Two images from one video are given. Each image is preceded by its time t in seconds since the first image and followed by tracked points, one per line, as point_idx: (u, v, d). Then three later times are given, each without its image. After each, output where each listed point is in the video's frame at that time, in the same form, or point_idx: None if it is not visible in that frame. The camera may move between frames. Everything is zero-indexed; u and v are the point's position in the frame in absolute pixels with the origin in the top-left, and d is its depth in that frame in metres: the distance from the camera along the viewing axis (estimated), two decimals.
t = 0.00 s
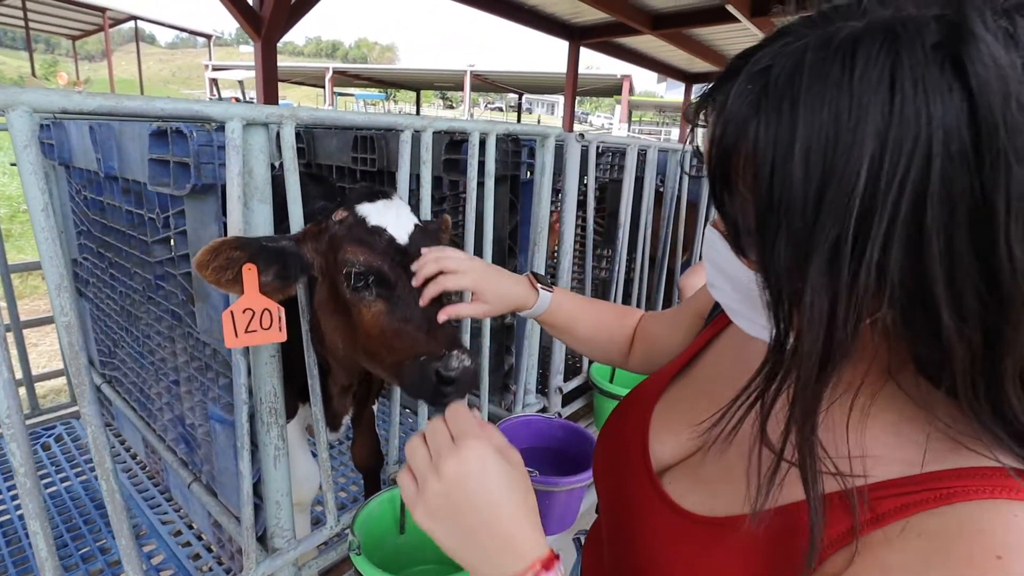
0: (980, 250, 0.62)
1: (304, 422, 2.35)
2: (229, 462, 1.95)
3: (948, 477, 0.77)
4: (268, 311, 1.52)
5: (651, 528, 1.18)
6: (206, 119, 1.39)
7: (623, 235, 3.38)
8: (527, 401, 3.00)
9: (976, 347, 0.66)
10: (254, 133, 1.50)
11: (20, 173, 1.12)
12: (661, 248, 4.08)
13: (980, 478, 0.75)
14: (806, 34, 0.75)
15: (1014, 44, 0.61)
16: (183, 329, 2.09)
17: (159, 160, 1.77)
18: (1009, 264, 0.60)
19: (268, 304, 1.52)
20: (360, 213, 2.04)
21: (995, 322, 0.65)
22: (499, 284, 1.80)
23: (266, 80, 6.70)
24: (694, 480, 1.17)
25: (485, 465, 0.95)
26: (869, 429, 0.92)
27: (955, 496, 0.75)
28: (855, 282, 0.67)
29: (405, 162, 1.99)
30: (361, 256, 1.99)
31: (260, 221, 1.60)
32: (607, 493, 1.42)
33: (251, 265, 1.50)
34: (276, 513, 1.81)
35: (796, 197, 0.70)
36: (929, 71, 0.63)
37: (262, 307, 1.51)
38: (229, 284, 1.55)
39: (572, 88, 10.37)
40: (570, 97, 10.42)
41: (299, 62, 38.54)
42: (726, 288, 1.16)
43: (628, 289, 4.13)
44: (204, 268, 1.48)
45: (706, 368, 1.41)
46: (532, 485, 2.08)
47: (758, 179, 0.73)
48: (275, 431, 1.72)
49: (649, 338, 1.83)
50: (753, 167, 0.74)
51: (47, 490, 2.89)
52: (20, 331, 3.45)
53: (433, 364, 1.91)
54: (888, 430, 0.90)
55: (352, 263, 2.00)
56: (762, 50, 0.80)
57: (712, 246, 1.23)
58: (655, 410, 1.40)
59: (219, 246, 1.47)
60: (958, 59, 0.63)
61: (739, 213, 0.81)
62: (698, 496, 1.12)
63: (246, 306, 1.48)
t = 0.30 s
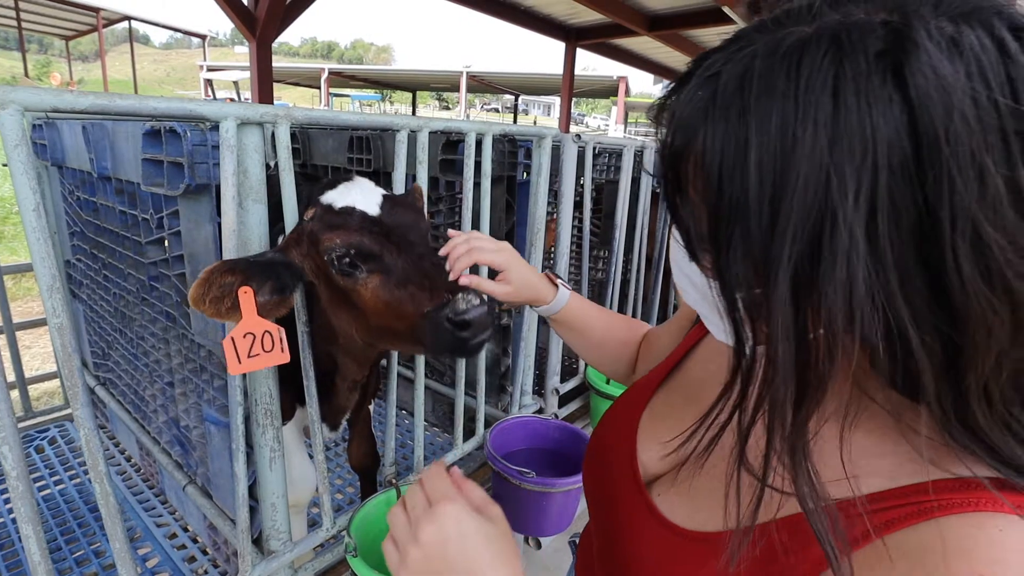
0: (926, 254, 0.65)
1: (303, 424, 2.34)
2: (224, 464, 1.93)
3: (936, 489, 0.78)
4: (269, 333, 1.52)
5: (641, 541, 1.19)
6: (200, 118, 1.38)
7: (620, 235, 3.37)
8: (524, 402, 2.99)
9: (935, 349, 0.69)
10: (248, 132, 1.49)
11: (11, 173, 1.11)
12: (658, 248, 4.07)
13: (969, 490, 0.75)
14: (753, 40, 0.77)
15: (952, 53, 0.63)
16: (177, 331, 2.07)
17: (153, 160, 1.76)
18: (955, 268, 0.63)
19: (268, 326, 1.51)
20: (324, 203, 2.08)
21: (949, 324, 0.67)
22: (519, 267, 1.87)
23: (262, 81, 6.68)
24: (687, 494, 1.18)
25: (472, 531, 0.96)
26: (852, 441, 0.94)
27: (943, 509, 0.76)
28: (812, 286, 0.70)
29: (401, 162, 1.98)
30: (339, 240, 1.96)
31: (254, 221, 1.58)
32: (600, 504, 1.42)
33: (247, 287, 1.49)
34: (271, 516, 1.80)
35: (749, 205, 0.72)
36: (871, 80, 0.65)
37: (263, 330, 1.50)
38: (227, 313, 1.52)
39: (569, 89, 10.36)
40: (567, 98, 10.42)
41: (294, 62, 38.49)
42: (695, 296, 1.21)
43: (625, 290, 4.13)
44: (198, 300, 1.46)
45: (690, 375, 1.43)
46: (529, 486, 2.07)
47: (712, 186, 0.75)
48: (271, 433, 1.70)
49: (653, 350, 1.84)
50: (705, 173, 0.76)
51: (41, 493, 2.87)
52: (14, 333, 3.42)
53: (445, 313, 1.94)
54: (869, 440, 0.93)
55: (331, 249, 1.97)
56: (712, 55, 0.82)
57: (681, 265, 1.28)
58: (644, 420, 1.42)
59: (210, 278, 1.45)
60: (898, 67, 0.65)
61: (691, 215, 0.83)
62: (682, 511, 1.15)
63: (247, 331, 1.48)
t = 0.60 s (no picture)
0: (875, 236, 0.72)
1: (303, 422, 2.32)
2: (221, 462, 1.92)
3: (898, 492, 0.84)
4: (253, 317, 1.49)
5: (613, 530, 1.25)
6: (198, 114, 1.37)
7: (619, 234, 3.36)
8: (523, 401, 2.98)
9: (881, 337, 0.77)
10: (247, 128, 1.48)
11: (6, 168, 1.10)
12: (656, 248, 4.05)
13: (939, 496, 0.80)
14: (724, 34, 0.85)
15: (901, 48, 0.70)
16: (175, 328, 2.06)
17: (150, 156, 1.74)
18: (901, 250, 0.71)
19: (253, 311, 1.49)
20: (316, 188, 2.11)
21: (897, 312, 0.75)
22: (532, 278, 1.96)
23: (259, 77, 6.64)
24: (658, 489, 1.22)
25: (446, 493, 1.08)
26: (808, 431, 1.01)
27: (911, 512, 0.80)
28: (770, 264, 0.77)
29: (401, 158, 1.97)
30: (330, 221, 1.96)
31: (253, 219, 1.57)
32: (586, 505, 1.46)
33: (237, 268, 1.46)
34: (270, 514, 1.79)
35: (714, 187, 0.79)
36: (826, 73, 0.72)
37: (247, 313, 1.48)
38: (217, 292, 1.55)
39: (568, 86, 10.34)
40: (565, 96, 10.38)
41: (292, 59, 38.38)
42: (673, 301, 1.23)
43: (624, 289, 4.11)
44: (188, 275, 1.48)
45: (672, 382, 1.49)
46: (527, 485, 2.06)
47: (681, 169, 0.83)
48: (270, 432, 1.70)
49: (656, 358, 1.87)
50: (674, 157, 0.84)
51: (37, 490, 2.85)
52: (9, 329, 3.40)
53: (438, 288, 1.92)
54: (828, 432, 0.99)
55: (322, 229, 1.96)
56: (686, 46, 0.89)
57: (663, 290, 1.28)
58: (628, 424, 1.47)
59: (202, 255, 1.45)
60: (851, 62, 0.72)
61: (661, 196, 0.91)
62: (646, 500, 1.21)
63: (232, 312, 1.45)
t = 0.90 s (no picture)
0: (836, 229, 0.72)
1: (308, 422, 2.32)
2: (221, 464, 1.91)
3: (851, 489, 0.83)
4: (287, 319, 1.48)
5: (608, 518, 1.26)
6: (197, 115, 1.36)
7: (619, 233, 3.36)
8: (523, 401, 2.97)
9: (848, 331, 0.77)
10: (246, 128, 1.47)
11: (3, 170, 1.09)
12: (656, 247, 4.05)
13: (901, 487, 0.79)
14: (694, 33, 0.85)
15: (854, 42, 0.70)
16: (173, 330, 2.05)
17: (148, 157, 1.73)
18: (860, 242, 0.70)
19: (287, 313, 1.47)
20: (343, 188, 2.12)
21: (861, 305, 0.75)
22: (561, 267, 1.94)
23: (256, 78, 6.63)
24: (651, 481, 1.23)
25: (457, 413, 1.19)
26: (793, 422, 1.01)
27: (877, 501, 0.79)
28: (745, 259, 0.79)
29: (400, 158, 1.96)
30: (361, 219, 2.00)
31: (252, 220, 1.54)
32: (584, 498, 1.46)
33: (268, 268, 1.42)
34: (270, 516, 1.78)
35: (684, 185, 0.81)
36: (783, 70, 0.73)
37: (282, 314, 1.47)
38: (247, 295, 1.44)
39: (565, 86, 10.32)
40: (563, 94, 10.38)
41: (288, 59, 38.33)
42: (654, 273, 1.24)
43: (623, 288, 4.11)
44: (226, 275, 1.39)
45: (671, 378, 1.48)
46: (529, 487, 2.04)
47: (656, 168, 0.85)
48: (269, 433, 1.69)
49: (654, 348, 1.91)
50: (651, 158, 0.86)
51: (35, 493, 2.84)
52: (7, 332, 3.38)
53: (467, 287, 1.93)
54: (804, 425, 0.98)
55: (353, 227, 2.00)
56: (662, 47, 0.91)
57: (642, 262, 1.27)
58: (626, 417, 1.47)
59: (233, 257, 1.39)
60: (807, 57, 0.72)
61: (642, 193, 0.93)
62: (646, 490, 1.22)
63: (265, 314, 1.44)
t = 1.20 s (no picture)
0: (838, 226, 0.72)
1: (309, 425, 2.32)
2: (221, 466, 1.91)
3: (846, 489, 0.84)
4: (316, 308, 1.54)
5: (607, 508, 1.26)
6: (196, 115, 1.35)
7: (620, 233, 3.35)
8: (524, 402, 2.96)
9: (852, 329, 0.76)
10: (245, 129, 1.46)
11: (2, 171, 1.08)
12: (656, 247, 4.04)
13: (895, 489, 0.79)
14: (703, 30, 0.86)
15: (858, 38, 0.70)
16: (173, 331, 2.05)
17: (147, 158, 1.73)
18: (860, 239, 0.70)
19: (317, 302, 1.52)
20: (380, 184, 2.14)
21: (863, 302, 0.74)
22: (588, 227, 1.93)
23: (255, 78, 6.62)
24: (659, 474, 1.22)
25: (459, 382, 1.20)
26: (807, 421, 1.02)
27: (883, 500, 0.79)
28: (749, 254, 0.79)
29: (400, 158, 1.95)
30: (402, 216, 2.03)
31: (252, 221, 1.53)
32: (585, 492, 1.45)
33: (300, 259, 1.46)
34: (271, 518, 1.77)
35: (689, 181, 0.82)
36: (787, 66, 0.73)
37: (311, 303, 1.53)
38: (279, 283, 1.50)
39: (564, 86, 10.31)
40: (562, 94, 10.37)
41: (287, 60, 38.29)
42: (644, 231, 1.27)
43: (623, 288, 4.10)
44: (260, 261, 1.45)
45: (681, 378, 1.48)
46: (530, 487, 2.04)
47: (665, 163, 0.86)
48: (270, 435, 1.68)
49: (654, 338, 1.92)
50: (660, 155, 0.87)
51: (35, 495, 2.83)
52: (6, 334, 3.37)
53: (510, 285, 1.96)
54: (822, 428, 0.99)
55: (393, 223, 2.03)
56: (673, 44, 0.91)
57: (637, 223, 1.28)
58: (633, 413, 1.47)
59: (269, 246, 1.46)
60: (811, 53, 0.72)
61: (652, 189, 0.93)
62: (649, 481, 1.22)
63: (297, 303, 1.48)
